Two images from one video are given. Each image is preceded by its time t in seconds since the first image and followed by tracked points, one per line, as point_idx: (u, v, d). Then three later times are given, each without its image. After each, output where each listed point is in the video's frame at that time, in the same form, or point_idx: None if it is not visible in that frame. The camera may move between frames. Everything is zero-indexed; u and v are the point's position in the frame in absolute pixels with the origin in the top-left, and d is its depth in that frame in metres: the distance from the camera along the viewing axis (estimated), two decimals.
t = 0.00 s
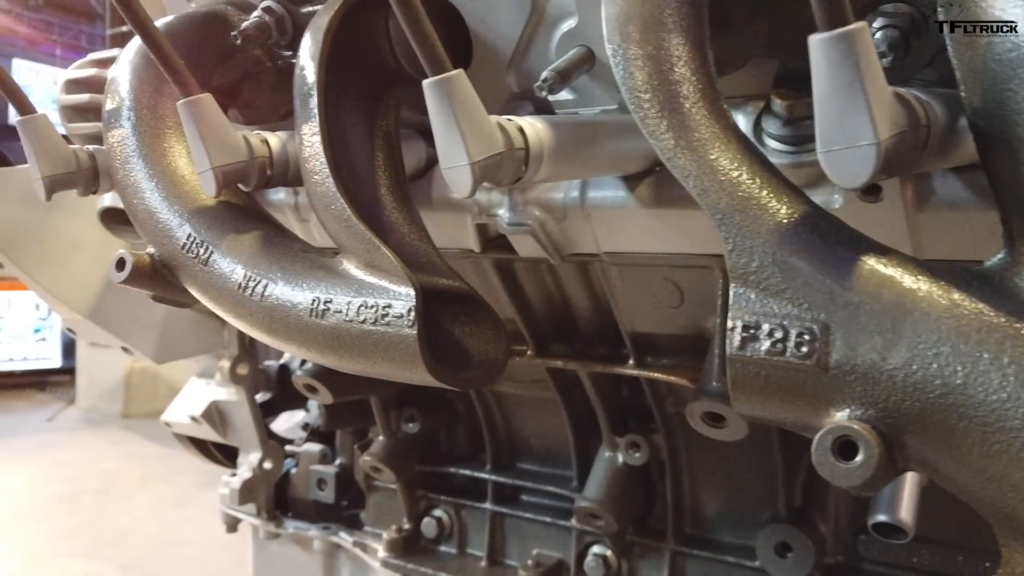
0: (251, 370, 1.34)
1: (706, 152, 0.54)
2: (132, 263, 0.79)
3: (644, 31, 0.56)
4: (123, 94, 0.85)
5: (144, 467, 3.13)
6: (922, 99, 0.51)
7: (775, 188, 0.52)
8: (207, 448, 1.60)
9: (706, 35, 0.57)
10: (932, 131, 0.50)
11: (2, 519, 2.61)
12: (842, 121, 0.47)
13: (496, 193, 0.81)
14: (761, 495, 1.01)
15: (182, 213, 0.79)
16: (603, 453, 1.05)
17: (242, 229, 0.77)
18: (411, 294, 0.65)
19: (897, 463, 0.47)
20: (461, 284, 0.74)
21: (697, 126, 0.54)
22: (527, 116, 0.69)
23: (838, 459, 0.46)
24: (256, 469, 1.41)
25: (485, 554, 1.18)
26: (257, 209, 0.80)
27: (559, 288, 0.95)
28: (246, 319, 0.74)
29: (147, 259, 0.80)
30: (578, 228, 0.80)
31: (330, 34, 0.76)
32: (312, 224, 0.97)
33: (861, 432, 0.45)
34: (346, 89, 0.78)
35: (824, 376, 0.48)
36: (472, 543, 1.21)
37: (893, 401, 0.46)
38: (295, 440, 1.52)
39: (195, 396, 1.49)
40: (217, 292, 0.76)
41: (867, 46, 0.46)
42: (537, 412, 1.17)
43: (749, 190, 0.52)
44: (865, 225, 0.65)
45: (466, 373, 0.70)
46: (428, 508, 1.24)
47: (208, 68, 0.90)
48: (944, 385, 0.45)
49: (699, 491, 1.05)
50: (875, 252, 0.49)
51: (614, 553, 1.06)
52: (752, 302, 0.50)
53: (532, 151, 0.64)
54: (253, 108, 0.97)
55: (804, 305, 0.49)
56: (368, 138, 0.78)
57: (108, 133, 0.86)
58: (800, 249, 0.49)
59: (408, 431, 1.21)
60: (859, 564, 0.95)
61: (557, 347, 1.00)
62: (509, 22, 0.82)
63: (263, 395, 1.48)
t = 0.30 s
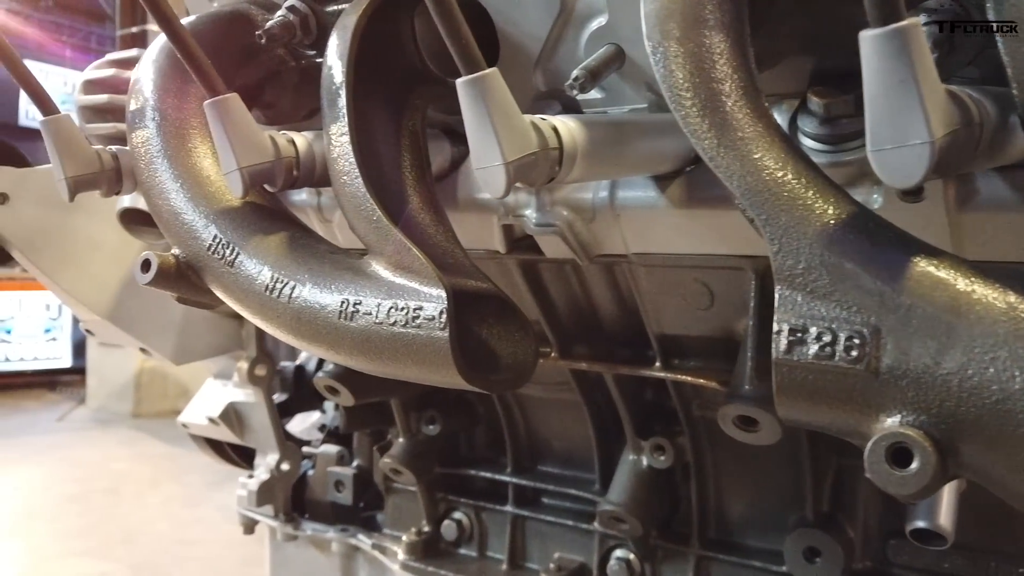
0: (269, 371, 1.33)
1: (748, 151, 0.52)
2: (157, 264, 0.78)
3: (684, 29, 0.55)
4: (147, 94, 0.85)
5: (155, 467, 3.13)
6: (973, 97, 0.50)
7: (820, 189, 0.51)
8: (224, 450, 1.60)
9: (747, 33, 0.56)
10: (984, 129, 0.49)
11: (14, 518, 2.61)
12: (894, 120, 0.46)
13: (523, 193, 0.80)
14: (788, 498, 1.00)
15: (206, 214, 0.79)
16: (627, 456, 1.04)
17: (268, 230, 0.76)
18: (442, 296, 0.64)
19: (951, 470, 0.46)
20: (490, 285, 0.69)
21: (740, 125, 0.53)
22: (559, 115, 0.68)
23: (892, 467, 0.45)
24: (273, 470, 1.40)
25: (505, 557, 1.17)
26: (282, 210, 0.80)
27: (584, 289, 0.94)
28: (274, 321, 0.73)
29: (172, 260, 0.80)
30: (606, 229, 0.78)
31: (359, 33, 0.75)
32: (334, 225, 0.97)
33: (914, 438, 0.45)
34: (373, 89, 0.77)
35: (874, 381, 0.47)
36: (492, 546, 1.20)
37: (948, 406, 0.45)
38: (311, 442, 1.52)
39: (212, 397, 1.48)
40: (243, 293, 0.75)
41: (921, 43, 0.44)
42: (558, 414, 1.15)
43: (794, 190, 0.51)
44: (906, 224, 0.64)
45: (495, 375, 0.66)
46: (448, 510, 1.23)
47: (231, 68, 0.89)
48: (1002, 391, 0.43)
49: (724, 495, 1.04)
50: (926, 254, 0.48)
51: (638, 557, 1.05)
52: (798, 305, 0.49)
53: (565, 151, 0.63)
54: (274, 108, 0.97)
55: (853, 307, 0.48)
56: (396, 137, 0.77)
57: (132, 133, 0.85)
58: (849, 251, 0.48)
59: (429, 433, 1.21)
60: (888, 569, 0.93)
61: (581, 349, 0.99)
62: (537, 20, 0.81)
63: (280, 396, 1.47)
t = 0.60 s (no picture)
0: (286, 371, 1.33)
1: (791, 147, 0.51)
2: (179, 263, 0.77)
3: (724, 21, 0.53)
4: (168, 92, 0.84)
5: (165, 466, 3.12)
6: None
7: (865, 186, 0.50)
8: (239, 450, 1.59)
9: (787, 26, 0.55)
10: None
11: (24, 518, 2.61)
12: (947, 114, 0.45)
13: (548, 190, 0.79)
14: (814, 500, 0.98)
15: (228, 213, 0.78)
16: (650, 457, 1.03)
17: (291, 229, 0.75)
18: (472, 295, 0.63)
19: (1006, 473, 0.45)
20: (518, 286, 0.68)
21: (781, 119, 0.52)
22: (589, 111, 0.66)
23: (948, 471, 0.45)
24: (289, 471, 1.39)
25: (525, 559, 1.16)
26: (305, 209, 0.79)
27: (607, 287, 0.93)
28: (298, 321, 0.72)
29: (194, 259, 0.79)
30: (633, 227, 0.77)
31: (384, 31, 0.73)
32: (354, 225, 0.96)
33: (970, 441, 0.44)
34: (398, 87, 0.76)
35: (924, 383, 0.46)
36: (511, 548, 1.19)
37: (1003, 408, 0.44)
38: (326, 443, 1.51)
39: (227, 397, 1.48)
40: (267, 292, 0.74)
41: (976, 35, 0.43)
42: (579, 415, 1.14)
43: (839, 186, 0.49)
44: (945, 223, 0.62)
45: (523, 376, 0.64)
46: (466, 512, 1.22)
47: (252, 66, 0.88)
48: None
49: (748, 496, 1.02)
50: (978, 252, 0.46)
51: (660, 560, 1.03)
52: (845, 304, 0.48)
53: (597, 148, 0.62)
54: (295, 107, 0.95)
55: (903, 306, 0.46)
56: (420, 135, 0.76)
57: (153, 131, 0.84)
58: (897, 249, 0.47)
59: (446, 434, 1.20)
60: (917, 572, 0.92)
61: (603, 349, 0.98)
62: (562, 15, 0.80)
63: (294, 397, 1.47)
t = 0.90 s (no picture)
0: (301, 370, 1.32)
1: (836, 138, 0.49)
2: (200, 260, 0.76)
3: (765, 9, 0.52)
4: (187, 86, 0.83)
5: (172, 466, 3.12)
6: None
7: (912, 178, 0.48)
8: (252, 450, 1.58)
9: (827, 16, 0.53)
10: None
11: (32, 517, 2.60)
12: (1002, 103, 0.44)
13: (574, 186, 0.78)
14: (839, 500, 0.97)
15: (250, 209, 0.77)
16: (672, 457, 1.01)
17: (314, 225, 0.74)
18: (501, 291, 0.62)
19: None
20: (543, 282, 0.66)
21: (824, 110, 0.50)
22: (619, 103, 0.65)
23: (1004, 469, 0.44)
24: (303, 470, 1.38)
25: (543, 560, 1.14)
26: (325, 205, 0.78)
27: (629, 284, 0.92)
28: (322, 318, 0.71)
29: (215, 255, 0.78)
30: (660, 223, 0.76)
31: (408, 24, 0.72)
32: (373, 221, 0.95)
33: None
34: (422, 80, 0.75)
35: (977, 380, 0.44)
36: (529, 548, 1.17)
37: None
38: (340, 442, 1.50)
39: (240, 396, 1.47)
40: (289, 289, 0.73)
41: None
42: (598, 414, 1.13)
43: (885, 179, 0.48)
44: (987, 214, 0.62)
45: (551, 373, 0.63)
46: (483, 511, 1.21)
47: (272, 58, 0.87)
48: None
49: (771, 497, 1.01)
50: None
51: (681, 561, 1.02)
52: (893, 298, 0.46)
53: (630, 140, 0.61)
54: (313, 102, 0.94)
55: (954, 301, 0.45)
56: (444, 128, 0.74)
57: (171, 127, 0.83)
58: (947, 242, 0.46)
59: (464, 433, 1.20)
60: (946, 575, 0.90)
61: (625, 347, 0.96)
62: (588, 7, 0.78)
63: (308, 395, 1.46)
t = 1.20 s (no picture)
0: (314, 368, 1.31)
1: (880, 128, 0.48)
2: (220, 255, 0.75)
3: None
4: (205, 80, 0.82)
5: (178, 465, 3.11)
6: None
7: (958, 169, 0.47)
8: (263, 448, 1.58)
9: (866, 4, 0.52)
10: None
11: (38, 517, 2.60)
12: None
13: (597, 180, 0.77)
14: (862, 499, 0.95)
15: (269, 203, 0.76)
16: (692, 455, 1.00)
17: (334, 220, 0.73)
18: (528, 286, 0.60)
19: None
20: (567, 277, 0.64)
21: (867, 98, 0.49)
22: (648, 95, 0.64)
23: None
24: (316, 469, 1.37)
25: (560, 560, 1.13)
26: (344, 199, 0.76)
27: (650, 280, 0.91)
28: (344, 314, 0.70)
29: (234, 251, 0.77)
30: (686, 218, 0.75)
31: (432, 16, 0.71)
32: (391, 217, 0.94)
33: None
34: (444, 72, 0.74)
35: None
36: (545, 548, 1.16)
37: None
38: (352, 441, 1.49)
39: (252, 395, 1.46)
40: (311, 285, 0.72)
41: None
42: (615, 412, 1.12)
43: (931, 169, 0.47)
44: None
45: (578, 370, 0.61)
46: (498, 511, 1.20)
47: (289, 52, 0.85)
48: None
49: (793, 496, 1.00)
50: None
51: (701, 561, 1.00)
52: (940, 291, 0.45)
53: (662, 131, 0.59)
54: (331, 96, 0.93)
55: (1004, 294, 0.44)
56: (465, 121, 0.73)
57: (189, 121, 0.83)
58: (996, 234, 0.45)
59: (481, 431, 1.18)
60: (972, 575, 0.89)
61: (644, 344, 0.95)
62: None
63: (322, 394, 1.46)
